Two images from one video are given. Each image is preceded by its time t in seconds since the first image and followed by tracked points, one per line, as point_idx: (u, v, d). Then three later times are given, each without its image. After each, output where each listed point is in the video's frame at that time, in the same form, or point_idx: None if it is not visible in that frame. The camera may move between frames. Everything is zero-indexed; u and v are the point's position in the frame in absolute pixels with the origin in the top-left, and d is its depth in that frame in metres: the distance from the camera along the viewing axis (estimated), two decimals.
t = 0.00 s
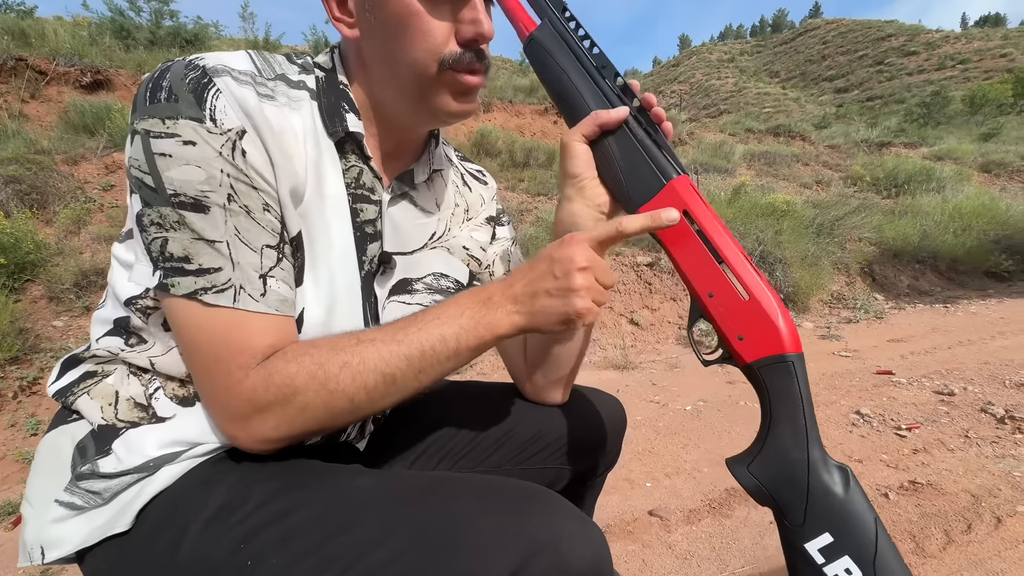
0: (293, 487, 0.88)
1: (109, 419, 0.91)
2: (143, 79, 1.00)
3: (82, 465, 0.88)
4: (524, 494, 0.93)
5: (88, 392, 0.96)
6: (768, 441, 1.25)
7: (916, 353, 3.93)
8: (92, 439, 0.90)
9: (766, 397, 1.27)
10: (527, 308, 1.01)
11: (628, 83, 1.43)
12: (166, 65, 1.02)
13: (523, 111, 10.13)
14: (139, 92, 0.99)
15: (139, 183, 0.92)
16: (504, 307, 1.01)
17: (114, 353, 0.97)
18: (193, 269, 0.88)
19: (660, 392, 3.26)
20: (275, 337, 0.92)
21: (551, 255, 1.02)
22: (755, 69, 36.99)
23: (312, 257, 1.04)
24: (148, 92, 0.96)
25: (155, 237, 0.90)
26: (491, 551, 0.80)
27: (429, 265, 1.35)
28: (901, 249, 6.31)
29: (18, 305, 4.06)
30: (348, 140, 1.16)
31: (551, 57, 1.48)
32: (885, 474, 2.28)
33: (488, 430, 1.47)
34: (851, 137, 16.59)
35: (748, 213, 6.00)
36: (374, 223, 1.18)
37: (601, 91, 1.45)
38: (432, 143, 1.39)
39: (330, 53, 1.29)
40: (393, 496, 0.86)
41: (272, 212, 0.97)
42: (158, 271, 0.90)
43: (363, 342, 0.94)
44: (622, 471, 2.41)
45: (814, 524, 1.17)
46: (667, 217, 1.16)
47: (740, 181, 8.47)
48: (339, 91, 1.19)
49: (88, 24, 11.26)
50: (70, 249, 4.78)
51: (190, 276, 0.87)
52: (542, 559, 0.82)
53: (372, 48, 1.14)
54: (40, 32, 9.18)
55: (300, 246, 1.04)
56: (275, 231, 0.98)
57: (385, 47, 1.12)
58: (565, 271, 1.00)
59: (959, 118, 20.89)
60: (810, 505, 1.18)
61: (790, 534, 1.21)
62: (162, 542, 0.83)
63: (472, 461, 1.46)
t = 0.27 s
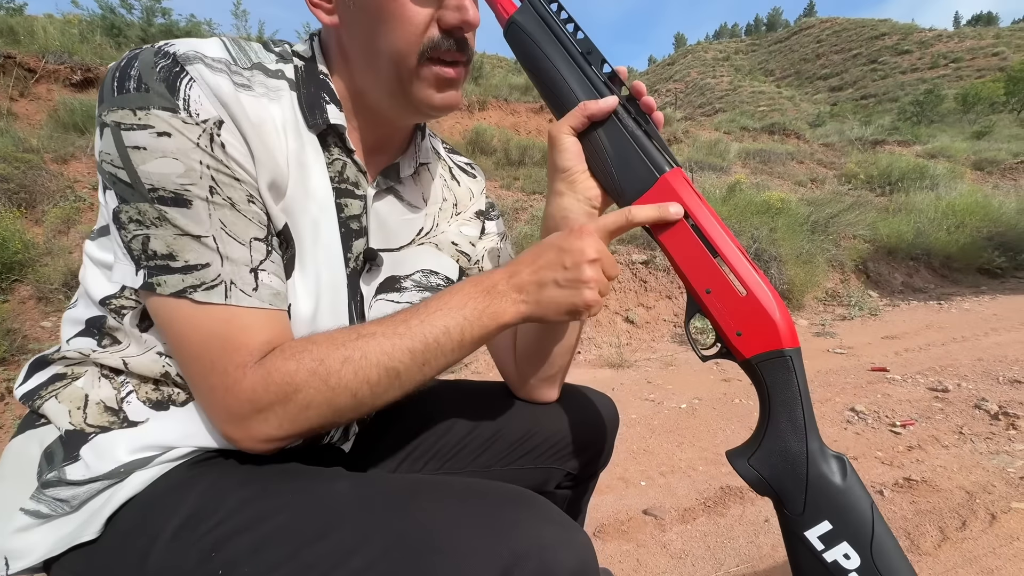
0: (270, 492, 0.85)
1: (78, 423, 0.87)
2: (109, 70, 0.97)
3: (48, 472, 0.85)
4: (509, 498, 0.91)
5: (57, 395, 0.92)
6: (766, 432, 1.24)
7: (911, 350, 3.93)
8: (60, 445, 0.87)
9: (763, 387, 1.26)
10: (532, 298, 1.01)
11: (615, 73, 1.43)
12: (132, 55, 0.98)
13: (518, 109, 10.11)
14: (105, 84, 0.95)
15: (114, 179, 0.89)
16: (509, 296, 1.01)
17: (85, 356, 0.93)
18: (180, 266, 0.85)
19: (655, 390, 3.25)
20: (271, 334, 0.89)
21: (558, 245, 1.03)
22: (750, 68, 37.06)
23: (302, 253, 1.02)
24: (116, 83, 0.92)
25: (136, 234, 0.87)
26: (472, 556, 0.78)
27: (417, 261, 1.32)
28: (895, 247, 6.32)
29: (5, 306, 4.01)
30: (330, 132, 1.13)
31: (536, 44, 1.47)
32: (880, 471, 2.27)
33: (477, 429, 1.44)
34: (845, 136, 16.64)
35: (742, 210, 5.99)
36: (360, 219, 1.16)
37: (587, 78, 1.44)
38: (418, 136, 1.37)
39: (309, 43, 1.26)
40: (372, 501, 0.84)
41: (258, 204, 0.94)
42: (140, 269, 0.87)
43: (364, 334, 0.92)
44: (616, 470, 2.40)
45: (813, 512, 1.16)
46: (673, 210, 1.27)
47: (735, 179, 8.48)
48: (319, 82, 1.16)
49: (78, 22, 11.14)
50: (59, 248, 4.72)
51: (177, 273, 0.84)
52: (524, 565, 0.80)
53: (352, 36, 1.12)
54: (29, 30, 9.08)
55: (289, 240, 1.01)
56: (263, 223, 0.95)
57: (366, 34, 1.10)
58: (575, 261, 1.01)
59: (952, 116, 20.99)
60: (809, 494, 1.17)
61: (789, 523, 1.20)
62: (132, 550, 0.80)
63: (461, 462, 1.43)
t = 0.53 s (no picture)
0: (256, 495, 0.84)
1: (58, 426, 0.85)
2: (87, 58, 0.94)
3: (26, 476, 0.82)
4: (501, 501, 0.89)
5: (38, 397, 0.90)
6: (763, 435, 1.22)
7: (906, 347, 3.94)
8: (39, 448, 0.85)
9: (759, 388, 1.25)
10: (527, 293, 0.99)
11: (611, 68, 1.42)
12: (110, 44, 0.96)
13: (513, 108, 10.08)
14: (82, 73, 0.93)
15: (92, 171, 0.87)
16: (502, 291, 0.99)
17: (66, 357, 0.91)
18: (160, 261, 0.83)
19: (651, 388, 3.24)
20: (256, 332, 0.87)
21: (553, 236, 1.00)
22: (745, 66, 37.12)
23: (290, 249, 1.00)
24: (93, 72, 0.90)
25: (115, 229, 0.85)
26: (464, 559, 0.77)
27: (410, 258, 1.31)
28: (890, 244, 6.34)
29: None
30: (318, 124, 1.11)
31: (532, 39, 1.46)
32: (876, 468, 2.26)
33: (470, 429, 1.42)
34: (840, 134, 16.70)
35: (738, 208, 6.00)
36: (350, 214, 1.14)
37: (583, 73, 1.42)
38: (410, 130, 1.35)
39: (297, 33, 1.24)
40: (361, 502, 0.83)
41: (243, 198, 0.92)
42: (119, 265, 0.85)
43: (352, 334, 0.90)
44: (613, 469, 2.38)
45: (810, 517, 1.15)
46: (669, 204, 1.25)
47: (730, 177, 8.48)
48: (308, 73, 1.14)
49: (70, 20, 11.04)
50: (50, 248, 4.67)
51: (157, 270, 0.82)
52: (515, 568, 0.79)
53: (337, 25, 1.10)
54: (19, 28, 8.99)
55: (276, 236, 1.00)
56: (248, 218, 0.93)
57: (350, 24, 1.08)
58: (570, 253, 0.98)
59: (945, 114, 21.08)
60: (807, 499, 1.15)
61: (786, 528, 1.19)
62: (113, 556, 0.78)
63: (453, 462, 1.41)
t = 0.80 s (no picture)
0: (245, 495, 0.82)
1: (42, 427, 0.84)
2: (72, 49, 0.93)
3: (8, 478, 0.80)
4: (495, 500, 0.88)
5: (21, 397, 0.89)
6: (758, 430, 1.21)
7: (903, 344, 3.95)
8: (23, 449, 0.83)
9: (755, 381, 1.24)
10: (521, 291, 0.98)
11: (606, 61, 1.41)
12: (94, 33, 0.95)
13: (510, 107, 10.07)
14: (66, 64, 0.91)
15: (75, 164, 0.86)
16: (495, 289, 0.98)
17: (52, 355, 0.90)
18: (145, 257, 0.82)
19: (649, 386, 3.23)
20: (244, 330, 0.86)
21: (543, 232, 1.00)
22: (742, 65, 37.19)
23: (279, 246, 0.99)
24: (77, 62, 0.89)
25: (98, 223, 0.84)
26: (457, 559, 0.75)
27: (405, 255, 1.29)
28: (886, 242, 6.35)
29: None
30: (311, 117, 1.09)
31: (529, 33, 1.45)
32: (873, 465, 2.26)
33: (466, 428, 1.41)
34: (836, 133, 16.74)
35: (735, 207, 6.00)
36: (344, 209, 1.13)
37: (579, 68, 1.41)
38: (403, 123, 1.34)
39: (287, 24, 1.22)
40: (352, 503, 0.82)
41: (231, 193, 0.91)
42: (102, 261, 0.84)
43: (343, 333, 0.89)
44: (611, 467, 2.38)
45: (807, 514, 1.14)
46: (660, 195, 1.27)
47: (727, 175, 8.49)
48: (300, 65, 1.12)
49: (63, 19, 10.95)
50: (43, 248, 4.63)
51: (142, 265, 0.81)
52: (510, 567, 0.77)
53: (325, 15, 1.09)
54: (12, 27, 8.92)
55: (266, 234, 0.98)
56: (236, 213, 0.92)
57: (339, 15, 1.08)
58: (561, 248, 0.97)
59: (941, 113, 21.15)
60: (803, 496, 1.14)
61: (782, 525, 1.18)
62: (97, 559, 0.76)
63: (449, 461, 1.40)
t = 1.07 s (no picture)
0: (240, 503, 0.82)
1: (32, 434, 0.83)
2: (67, 51, 0.90)
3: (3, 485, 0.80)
4: (493, 508, 0.87)
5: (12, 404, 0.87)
6: (759, 432, 1.20)
7: (902, 344, 3.94)
8: (14, 457, 0.82)
9: (755, 381, 1.23)
10: (542, 335, 0.96)
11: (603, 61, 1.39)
12: (89, 37, 0.92)
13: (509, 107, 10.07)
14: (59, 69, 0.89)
15: (69, 174, 0.83)
16: (515, 332, 0.96)
17: (42, 362, 0.89)
18: (142, 270, 0.80)
19: (648, 387, 3.22)
20: (246, 346, 0.84)
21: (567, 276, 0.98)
22: (740, 66, 37.24)
23: (279, 257, 0.98)
24: (72, 67, 0.86)
25: (93, 235, 0.81)
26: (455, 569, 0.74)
27: (403, 259, 1.28)
28: (885, 242, 6.36)
29: None
30: (311, 123, 1.07)
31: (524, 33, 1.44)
32: (874, 465, 2.26)
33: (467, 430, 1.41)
34: (834, 132, 16.76)
35: (733, 207, 6.00)
36: (344, 216, 1.12)
37: (576, 67, 1.40)
38: (403, 127, 1.32)
39: (287, 26, 1.20)
40: (348, 513, 0.80)
41: (229, 203, 0.89)
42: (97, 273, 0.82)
43: (350, 363, 0.88)
44: (610, 469, 2.37)
45: (808, 517, 1.13)
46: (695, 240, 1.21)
47: (726, 176, 8.49)
48: (301, 69, 1.11)
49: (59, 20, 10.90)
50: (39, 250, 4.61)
51: (139, 279, 0.79)
52: None
53: (327, 20, 1.08)
54: (8, 27, 8.91)
55: (265, 243, 0.97)
56: (234, 224, 0.90)
57: (340, 19, 1.07)
58: (587, 296, 0.96)
59: (938, 113, 21.19)
60: (804, 499, 1.13)
61: (783, 527, 1.17)
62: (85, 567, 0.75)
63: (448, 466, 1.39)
